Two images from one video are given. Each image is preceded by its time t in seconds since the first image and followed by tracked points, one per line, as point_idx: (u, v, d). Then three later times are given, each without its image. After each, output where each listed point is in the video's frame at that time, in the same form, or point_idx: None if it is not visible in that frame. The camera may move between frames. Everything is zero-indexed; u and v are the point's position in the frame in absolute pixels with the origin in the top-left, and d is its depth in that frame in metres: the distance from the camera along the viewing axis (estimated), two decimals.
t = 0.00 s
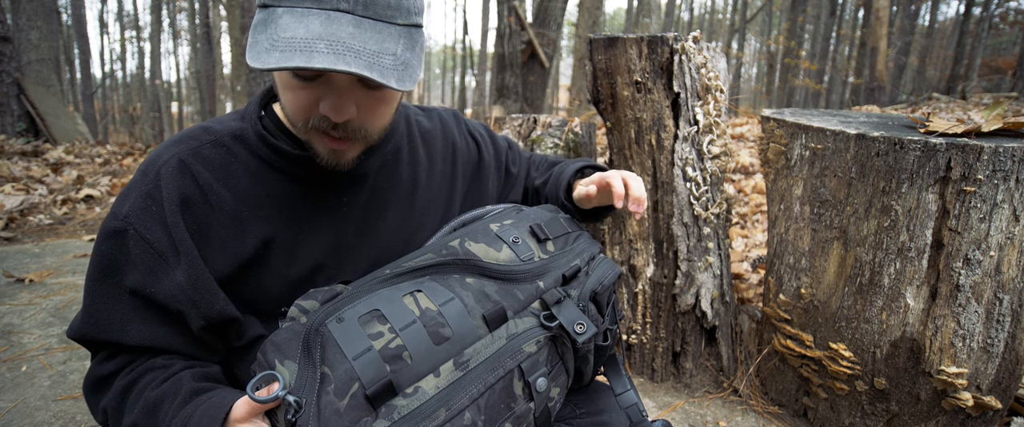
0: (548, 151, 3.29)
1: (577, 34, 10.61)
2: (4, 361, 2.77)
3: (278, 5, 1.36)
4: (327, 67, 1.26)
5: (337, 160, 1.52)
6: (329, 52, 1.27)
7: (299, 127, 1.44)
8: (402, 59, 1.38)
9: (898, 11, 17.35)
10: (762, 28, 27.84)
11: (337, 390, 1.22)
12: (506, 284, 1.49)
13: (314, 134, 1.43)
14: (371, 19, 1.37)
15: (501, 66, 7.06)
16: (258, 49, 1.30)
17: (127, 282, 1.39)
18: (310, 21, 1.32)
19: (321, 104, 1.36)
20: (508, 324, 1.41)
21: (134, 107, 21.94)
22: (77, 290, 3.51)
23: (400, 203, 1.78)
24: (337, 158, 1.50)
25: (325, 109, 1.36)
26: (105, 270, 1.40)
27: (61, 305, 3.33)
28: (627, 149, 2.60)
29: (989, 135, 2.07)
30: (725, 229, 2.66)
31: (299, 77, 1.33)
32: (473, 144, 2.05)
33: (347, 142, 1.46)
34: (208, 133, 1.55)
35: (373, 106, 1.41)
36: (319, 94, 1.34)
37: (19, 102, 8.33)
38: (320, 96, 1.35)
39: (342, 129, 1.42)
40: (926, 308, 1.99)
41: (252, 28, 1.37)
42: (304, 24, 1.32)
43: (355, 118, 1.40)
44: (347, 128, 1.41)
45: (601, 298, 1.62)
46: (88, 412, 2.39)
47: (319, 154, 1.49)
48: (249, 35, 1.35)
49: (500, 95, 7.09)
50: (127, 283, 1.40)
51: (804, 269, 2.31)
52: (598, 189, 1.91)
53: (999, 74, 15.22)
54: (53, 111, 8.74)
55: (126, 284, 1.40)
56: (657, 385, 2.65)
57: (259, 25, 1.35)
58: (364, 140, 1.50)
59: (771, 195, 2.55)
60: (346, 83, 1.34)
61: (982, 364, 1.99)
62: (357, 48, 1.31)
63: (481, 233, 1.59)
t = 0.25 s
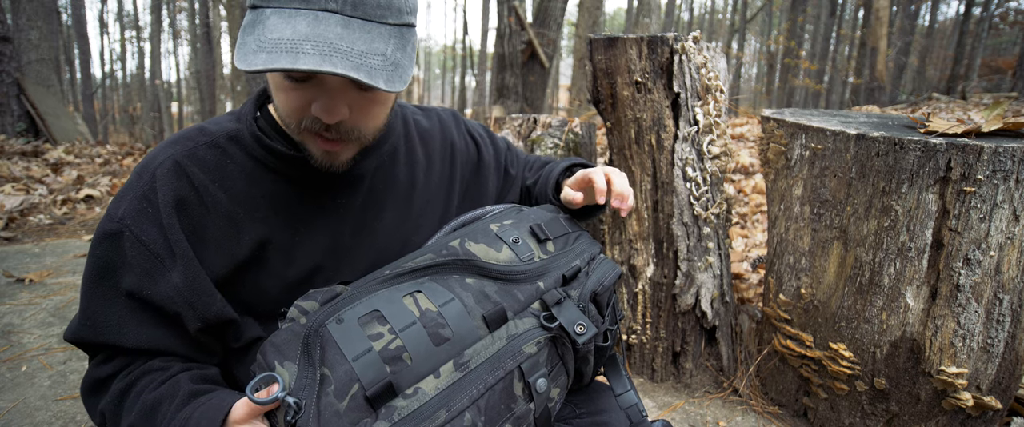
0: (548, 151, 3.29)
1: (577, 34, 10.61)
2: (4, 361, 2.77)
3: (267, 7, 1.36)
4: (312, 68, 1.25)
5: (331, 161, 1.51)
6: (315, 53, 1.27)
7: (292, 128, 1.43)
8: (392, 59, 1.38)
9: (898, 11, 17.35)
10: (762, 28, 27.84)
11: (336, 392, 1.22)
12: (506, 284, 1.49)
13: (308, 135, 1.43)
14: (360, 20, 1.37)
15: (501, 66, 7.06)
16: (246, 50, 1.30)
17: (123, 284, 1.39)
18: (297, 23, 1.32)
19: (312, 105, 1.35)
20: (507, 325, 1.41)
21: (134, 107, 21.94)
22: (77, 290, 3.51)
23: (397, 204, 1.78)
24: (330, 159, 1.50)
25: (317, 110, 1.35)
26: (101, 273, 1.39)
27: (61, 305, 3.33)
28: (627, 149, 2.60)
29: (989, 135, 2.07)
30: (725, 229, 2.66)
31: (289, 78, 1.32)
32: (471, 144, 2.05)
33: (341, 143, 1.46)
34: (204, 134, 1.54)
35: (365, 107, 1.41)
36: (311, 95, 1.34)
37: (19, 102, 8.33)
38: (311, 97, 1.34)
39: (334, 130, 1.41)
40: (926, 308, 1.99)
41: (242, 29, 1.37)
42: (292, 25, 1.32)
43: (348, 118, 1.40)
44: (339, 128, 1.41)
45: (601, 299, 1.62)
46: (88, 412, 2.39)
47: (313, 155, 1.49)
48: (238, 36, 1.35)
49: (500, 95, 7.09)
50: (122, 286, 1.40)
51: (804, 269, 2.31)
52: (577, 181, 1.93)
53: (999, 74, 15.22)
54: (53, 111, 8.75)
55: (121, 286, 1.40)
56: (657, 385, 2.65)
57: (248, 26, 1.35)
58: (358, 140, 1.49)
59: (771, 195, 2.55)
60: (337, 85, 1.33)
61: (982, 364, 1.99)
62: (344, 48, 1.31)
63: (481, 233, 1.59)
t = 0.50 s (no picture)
0: (548, 151, 3.29)
1: (577, 34, 10.61)
2: (4, 361, 2.77)
3: (261, 7, 1.36)
4: (304, 68, 1.25)
5: (327, 162, 1.51)
6: (308, 53, 1.27)
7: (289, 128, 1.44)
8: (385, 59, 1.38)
9: (898, 11, 17.34)
10: (762, 28, 27.83)
11: (336, 392, 1.22)
12: (507, 284, 1.49)
13: (304, 135, 1.43)
14: (354, 20, 1.37)
15: (501, 66, 7.06)
16: (240, 51, 1.30)
17: (122, 286, 1.39)
18: (290, 23, 1.32)
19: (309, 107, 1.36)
20: (508, 325, 1.41)
21: (134, 106, 21.93)
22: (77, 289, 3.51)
23: (397, 204, 1.78)
24: (327, 160, 1.50)
25: (313, 110, 1.35)
26: (99, 275, 1.39)
27: (61, 305, 3.33)
28: (627, 149, 2.60)
29: (989, 135, 2.07)
30: (725, 229, 2.66)
31: (285, 79, 1.32)
32: (470, 144, 2.05)
33: (337, 144, 1.46)
34: (203, 135, 1.54)
35: (361, 108, 1.41)
36: (307, 96, 1.34)
37: (19, 102, 8.33)
38: (307, 98, 1.34)
39: (330, 131, 1.42)
40: (926, 308, 1.99)
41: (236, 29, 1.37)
42: (285, 25, 1.31)
43: (344, 119, 1.40)
44: (336, 129, 1.41)
45: (601, 299, 1.62)
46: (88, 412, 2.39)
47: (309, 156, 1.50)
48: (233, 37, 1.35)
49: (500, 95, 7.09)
50: (121, 288, 1.39)
51: (804, 269, 2.31)
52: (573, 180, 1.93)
53: (999, 74, 15.21)
54: (53, 111, 8.75)
55: (120, 289, 1.39)
56: (657, 385, 2.65)
57: (242, 27, 1.35)
58: (354, 141, 1.49)
59: (771, 195, 2.55)
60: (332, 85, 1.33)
61: (982, 364, 1.99)
62: (337, 49, 1.31)
63: (481, 233, 1.59)
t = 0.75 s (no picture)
0: (548, 151, 3.29)
1: (577, 34, 10.61)
2: (4, 361, 2.77)
3: (269, 8, 1.35)
4: (321, 69, 1.26)
5: (332, 160, 1.51)
6: (323, 54, 1.27)
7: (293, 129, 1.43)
8: (397, 57, 1.38)
9: (898, 11, 17.34)
10: (762, 28, 27.84)
11: (337, 394, 1.22)
12: (508, 286, 1.49)
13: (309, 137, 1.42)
14: (364, 19, 1.38)
15: (501, 66, 7.06)
16: (252, 53, 1.30)
17: (122, 286, 1.39)
18: (302, 24, 1.32)
19: (316, 108, 1.36)
20: (508, 326, 1.41)
21: (134, 106, 21.93)
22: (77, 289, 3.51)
23: (396, 204, 1.78)
24: (333, 160, 1.51)
25: (322, 112, 1.35)
26: (99, 274, 1.39)
27: (61, 305, 3.33)
28: (627, 149, 2.60)
29: (989, 135, 2.07)
30: (725, 229, 2.66)
31: (295, 80, 1.32)
32: (469, 144, 2.05)
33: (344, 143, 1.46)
34: (203, 135, 1.53)
35: (369, 107, 1.41)
36: (315, 97, 1.34)
37: (19, 102, 8.33)
38: (314, 99, 1.34)
39: (336, 132, 1.42)
40: (926, 309, 1.99)
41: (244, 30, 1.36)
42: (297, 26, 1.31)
43: (352, 119, 1.40)
44: (342, 130, 1.41)
45: (602, 300, 1.62)
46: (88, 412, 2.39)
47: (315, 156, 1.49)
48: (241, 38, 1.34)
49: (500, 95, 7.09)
50: (121, 287, 1.39)
51: (804, 269, 2.31)
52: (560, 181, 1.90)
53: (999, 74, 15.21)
54: (53, 111, 8.75)
55: (120, 288, 1.39)
56: (657, 385, 2.65)
57: (251, 28, 1.34)
58: (359, 141, 1.49)
59: (771, 195, 2.55)
60: (342, 87, 1.33)
61: (982, 364, 1.99)
62: (351, 49, 1.31)
63: (482, 234, 1.59)
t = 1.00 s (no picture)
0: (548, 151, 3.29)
1: (577, 34, 10.60)
2: (4, 361, 2.77)
3: (296, 7, 1.36)
4: (373, 59, 1.30)
5: (351, 154, 1.54)
6: (370, 45, 1.31)
7: (313, 128, 1.46)
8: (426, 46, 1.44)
9: (898, 11, 17.33)
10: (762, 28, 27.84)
11: (337, 396, 1.22)
12: (508, 287, 1.49)
13: (333, 132, 1.46)
14: (392, 11, 1.42)
15: (501, 66, 7.06)
16: (293, 50, 1.31)
17: (124, 282, 1.39)
18: (339, 19, 1.34)
19: (342, 100, 1.40)
20: (509, 327, 1.41)
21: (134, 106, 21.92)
22: (77, 290, 3.51)
23: (393, 202, 1.77)
24: (354, 153, 1.54)
25: (348, 104, 1.40)
26: (102, 271, 1.39)
27: (61, 305, 3.33)
28: (627, 149, 2.60)
29: (989, 135, 2.07)
30: (725, 229, 2.66)
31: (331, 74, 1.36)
32: (462, 136, 2.00)
33: (367, 135, 1.50)
34: (204, 133, 1.55)
35: (387, 97, 1.46)
36: (339, 90, 1.39)
37: (19, 102, 8.33)
38: (340, 91, 1.39)
39: (361, 124, 1.46)
40: (926, 308, 1.99)
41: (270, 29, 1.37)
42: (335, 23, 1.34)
43: (374, 109, 1.45)
44: (366, 121, 1.45)
45: (603, 301, 1.61)
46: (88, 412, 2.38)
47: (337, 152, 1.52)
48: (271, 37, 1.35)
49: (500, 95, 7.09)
50: (123, 283, 1.39)
51: (804, 269, 2.31)
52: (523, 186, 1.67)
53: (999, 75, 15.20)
54: (53, 111, 8.75)
55: (122, 284, 1.40)
56: (657, 385, 2.65)
57: (280, 27, 1.35)
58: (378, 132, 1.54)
59: (771, 195, 2.55)
60: (364, 76, 1.37)
61: (982, 364, 1.99)
62: (390, 39, 1.35)
63: (483, 234, 1.59)
